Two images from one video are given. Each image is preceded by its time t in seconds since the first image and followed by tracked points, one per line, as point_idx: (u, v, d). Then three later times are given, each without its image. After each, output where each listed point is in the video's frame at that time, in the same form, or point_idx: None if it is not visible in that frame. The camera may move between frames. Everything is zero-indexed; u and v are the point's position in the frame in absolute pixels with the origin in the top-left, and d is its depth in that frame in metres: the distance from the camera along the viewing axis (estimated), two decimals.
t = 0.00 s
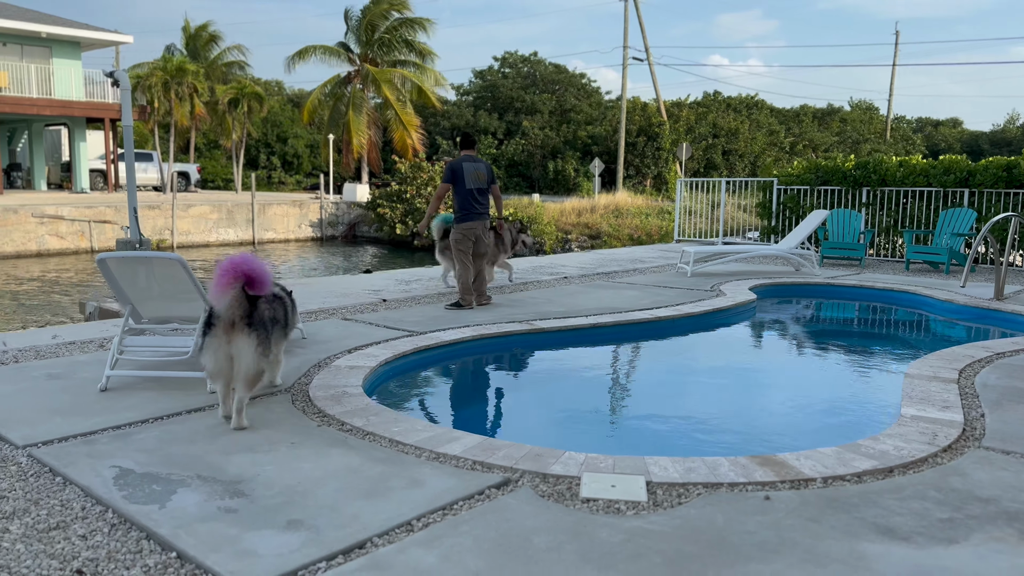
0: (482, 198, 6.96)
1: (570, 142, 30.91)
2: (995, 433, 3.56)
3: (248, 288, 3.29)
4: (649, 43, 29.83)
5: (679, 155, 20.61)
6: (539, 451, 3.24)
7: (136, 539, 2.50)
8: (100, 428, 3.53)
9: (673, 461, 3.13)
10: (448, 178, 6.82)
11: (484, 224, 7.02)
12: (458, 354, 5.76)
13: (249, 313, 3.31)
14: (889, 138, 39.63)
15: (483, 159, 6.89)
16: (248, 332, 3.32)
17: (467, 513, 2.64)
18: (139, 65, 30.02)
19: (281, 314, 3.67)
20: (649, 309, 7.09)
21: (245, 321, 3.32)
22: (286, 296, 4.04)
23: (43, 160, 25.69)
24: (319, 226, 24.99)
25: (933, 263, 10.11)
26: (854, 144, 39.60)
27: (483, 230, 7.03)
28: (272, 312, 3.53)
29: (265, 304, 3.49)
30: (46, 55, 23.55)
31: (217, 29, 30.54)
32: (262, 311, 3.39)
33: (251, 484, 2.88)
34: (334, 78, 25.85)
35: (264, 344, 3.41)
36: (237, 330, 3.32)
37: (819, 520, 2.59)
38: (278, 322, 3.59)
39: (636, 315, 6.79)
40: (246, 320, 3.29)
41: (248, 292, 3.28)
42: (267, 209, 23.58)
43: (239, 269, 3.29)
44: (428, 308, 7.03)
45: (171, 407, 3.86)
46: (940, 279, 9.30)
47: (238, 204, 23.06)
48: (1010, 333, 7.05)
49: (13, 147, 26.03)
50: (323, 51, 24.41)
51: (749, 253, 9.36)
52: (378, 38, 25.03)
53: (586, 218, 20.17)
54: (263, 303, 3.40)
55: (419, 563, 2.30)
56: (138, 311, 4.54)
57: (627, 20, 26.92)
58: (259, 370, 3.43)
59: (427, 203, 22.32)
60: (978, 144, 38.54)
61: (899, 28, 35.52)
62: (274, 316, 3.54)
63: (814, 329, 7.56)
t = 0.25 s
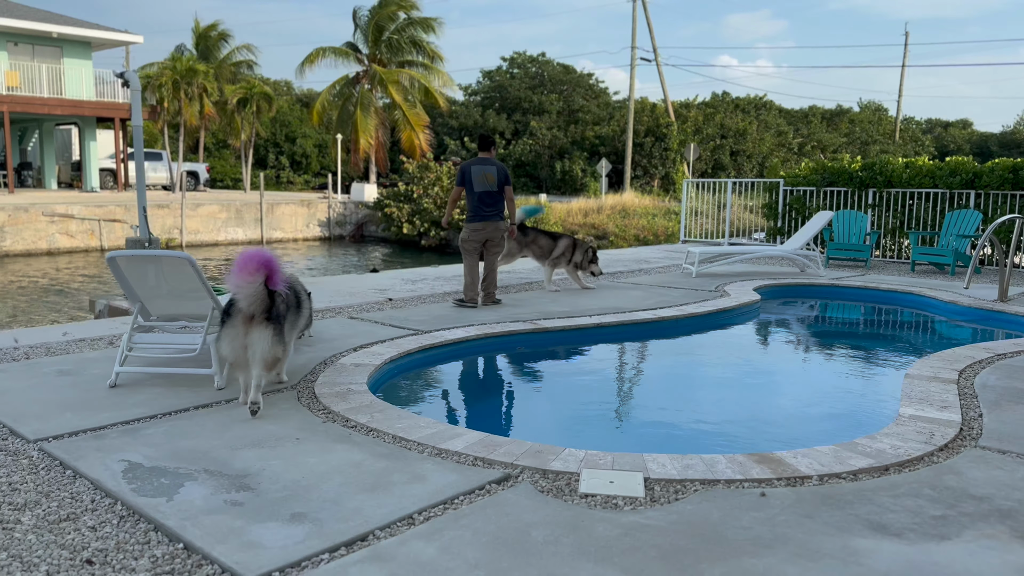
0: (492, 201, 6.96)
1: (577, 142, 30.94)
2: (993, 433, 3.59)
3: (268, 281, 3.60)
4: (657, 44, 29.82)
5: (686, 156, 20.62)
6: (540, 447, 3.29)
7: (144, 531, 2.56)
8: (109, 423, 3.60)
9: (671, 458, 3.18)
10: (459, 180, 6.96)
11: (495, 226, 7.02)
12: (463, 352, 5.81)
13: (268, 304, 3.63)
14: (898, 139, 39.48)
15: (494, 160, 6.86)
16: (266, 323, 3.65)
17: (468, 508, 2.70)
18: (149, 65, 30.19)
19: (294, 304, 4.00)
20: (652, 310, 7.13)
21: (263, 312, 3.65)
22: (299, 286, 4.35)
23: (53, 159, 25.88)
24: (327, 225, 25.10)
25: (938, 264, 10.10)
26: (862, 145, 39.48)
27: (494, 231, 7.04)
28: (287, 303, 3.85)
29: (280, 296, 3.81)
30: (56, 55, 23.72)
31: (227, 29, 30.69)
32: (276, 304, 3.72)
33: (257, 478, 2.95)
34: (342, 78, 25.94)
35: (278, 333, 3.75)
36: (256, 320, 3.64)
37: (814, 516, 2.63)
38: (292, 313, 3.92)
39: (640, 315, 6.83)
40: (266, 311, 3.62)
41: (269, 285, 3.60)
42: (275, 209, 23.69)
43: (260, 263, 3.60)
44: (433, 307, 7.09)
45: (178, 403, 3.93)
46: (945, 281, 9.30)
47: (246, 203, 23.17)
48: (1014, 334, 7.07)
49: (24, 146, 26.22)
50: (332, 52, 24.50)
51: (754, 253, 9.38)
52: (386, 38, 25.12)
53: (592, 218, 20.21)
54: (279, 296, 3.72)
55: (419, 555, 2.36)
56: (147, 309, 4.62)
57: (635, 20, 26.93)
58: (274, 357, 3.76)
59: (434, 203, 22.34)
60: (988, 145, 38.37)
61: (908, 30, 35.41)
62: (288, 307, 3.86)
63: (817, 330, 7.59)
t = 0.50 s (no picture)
0: (491, 201, 7.00)
1: (582, 143, 30.97)
2: (985, 432, 3.62)
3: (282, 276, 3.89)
4: (661, 44, 29.82)
5: (690, 157, 20.63)
6: (536, 444, 3.33)
7: (145, 523, 2.61)
8: (113, 418, 3.66)
9: (665, 455, 3.22)
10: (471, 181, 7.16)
11: (495, 226, 7.05)
12: (464, 351, 5.86)
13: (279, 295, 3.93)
14: (903, 141, 39.40)
15: (490, 160, 6.88)
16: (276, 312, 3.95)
17: (463, 502, 2.74)
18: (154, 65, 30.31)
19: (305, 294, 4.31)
20: (652, 310, 7.17)
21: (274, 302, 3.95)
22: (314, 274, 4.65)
23: (59, 158, 25.99)
24: (331, 225, 25.16)
25: (939, 266, 10.12)
26: (867, 146, 39.40)
27: (494, 231, 7.07)
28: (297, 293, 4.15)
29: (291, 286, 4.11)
30: (62, 54, 23.83)
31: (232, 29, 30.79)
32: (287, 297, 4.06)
33: (257, 472, 3.00)
34: (347, 78, 26.00)
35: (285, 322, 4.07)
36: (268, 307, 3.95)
37: (804, 512, 2.67)
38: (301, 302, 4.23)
39: (640, 315, 6.88)
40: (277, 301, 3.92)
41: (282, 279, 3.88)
42: (279, 208, 23.77)
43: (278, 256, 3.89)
44: (435, 307, 7.14)
45: (181, 399, 3.98)
46: (945, 283, 9.32)
47: (251, 203, 23.25)
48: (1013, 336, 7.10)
49: (30, 145, 26.34)
50: (338, 53, 24.54)
51: (755, 254, 9.41)
52: (390, 39, 25.18)
53: (595, 219, 20.24)
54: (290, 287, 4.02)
55: (415, 547, 2.40)
56: (151, 306, 4.66)
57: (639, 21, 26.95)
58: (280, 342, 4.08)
59: (437, 203, 22.39)
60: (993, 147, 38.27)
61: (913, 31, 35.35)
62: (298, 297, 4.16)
63: (818, 330, 7.62)
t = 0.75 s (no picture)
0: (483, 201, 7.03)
1: (582, 144, 31.02)
2: (974, 433, 3.66)
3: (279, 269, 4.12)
4: (662, 46, 29.85)
5: (690, 158, 20.66)
6: (528, 443, 3.37)
7: (140, 518, 2.65)
8: (109, 416, 3.69)
9: (655, 454, 3.26)
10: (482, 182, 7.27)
11: (488, 227, 7.06)
12: (461, 350, 5.90)
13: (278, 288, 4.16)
14: (904, 143, 39.41)
15: (481, 161, 6.91)
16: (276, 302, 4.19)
17: (454, 499, 2.78)
18: (156, 64, 30.37)
19: (317, 289, 4.53)
20: (648, 311, 7.20)
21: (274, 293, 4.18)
22: (332, 271, 4.87)
23: (60, 156, 26.06)
24: (331, 225, 25.20)
25: (936, 269, 10.16)
26: (868, 149, 39.41)
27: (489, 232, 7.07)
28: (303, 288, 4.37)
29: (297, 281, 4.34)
30: (64, 54, 23.87)
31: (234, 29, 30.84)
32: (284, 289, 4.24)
33: (250, 469, 3.03)
34: (348, 78, 26.03)
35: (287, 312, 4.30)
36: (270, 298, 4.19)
37: (790, 510, 2.71)
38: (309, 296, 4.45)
39: (636, 316, 6.92)
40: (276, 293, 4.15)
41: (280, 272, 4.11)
42: (279, 208, 23.82)
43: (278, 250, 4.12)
44: (432, 307, 7.19)
45: (177, 397, 4.02)
46: (941, 285, 9.35)
47: (251, 202, 23.29)
48: (1008, 338, 7.12)
49: (31, 143, 26.39)
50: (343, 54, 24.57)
51: (752, 256, 9.45)
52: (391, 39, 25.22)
53: (594, 220, 20.28)
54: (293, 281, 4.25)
55: (404, 543, 2.44)
56: (148, 305, 4.69)
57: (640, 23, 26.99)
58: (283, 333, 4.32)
59: (437, 203, 22.47)
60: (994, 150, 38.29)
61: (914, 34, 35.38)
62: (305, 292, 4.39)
63: (814, 332, 7.66)
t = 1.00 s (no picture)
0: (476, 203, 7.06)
1: (581, 146, 31.06)
2: (955, 434, 3.71)
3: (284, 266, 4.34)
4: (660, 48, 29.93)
5: (688, 160, 20.69)
6: (515, 441, 3.41)
7: (128, 513, 2.69)
8: (101, 413, 3.73)
9: (640, 452, 3.30)
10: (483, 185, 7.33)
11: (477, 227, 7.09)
12: (454, 350, 5.95)
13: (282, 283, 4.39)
14: (902, 146, 39.47)
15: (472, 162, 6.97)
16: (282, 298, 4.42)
17: (438, 496, 2.81)
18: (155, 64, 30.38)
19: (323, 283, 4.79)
20: (641, 312, 7.24)
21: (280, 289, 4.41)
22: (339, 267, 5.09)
23: (59, 156, 26.07)
24: (329, 225, 25.22)
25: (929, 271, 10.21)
26: (866, 152, 39.47)
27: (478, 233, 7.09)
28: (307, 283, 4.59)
29: (302, 276, 4.56)
30: (63, 53, 23.89)
31: (234, 29, 30.86)
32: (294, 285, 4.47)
33: (239, 466, 3.07)
34: (347, 79, 26.03)
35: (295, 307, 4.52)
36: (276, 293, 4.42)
37: (770, 508, 2.75)
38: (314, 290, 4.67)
39: (629, 317, 6.96)
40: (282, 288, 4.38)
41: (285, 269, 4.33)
42: (278, 208, 23.85)
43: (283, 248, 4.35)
44: (425, 306, 7.22)
45: (170, 395, 4.06)
46: (934, 287, 9.39)
47: (249, 202, 23.32)
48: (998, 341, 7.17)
49: (30, 143, 26.39)
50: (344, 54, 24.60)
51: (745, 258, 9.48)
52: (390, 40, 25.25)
53: (592, 221, 20.32)
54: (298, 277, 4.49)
55: (388, 539, 2.47)
56: (141, 304, 4.71)
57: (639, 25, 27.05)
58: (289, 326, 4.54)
59: (435, 204, 22.52)
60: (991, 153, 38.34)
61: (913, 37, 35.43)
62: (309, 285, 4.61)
63: (806, 334, 7.71)
